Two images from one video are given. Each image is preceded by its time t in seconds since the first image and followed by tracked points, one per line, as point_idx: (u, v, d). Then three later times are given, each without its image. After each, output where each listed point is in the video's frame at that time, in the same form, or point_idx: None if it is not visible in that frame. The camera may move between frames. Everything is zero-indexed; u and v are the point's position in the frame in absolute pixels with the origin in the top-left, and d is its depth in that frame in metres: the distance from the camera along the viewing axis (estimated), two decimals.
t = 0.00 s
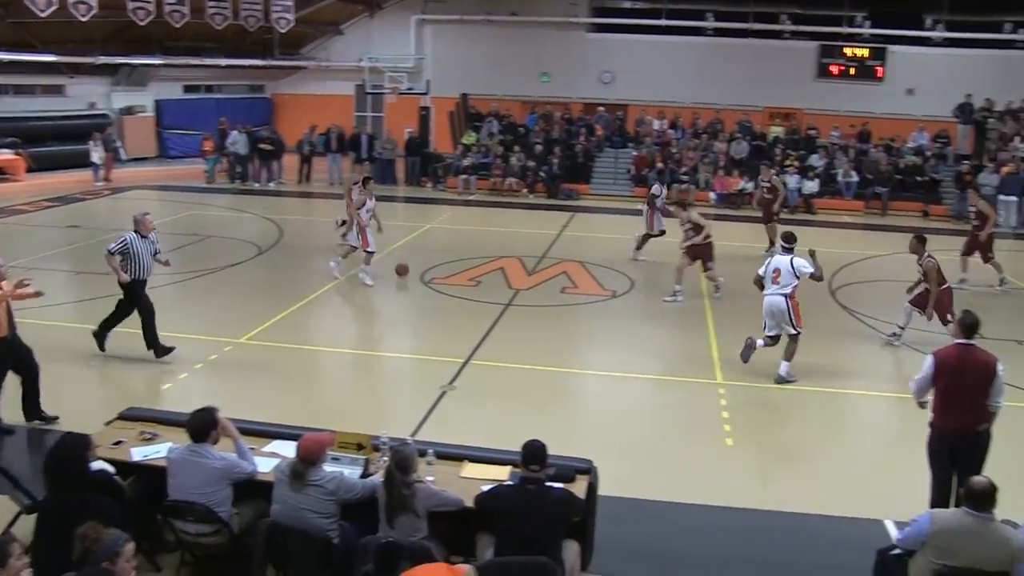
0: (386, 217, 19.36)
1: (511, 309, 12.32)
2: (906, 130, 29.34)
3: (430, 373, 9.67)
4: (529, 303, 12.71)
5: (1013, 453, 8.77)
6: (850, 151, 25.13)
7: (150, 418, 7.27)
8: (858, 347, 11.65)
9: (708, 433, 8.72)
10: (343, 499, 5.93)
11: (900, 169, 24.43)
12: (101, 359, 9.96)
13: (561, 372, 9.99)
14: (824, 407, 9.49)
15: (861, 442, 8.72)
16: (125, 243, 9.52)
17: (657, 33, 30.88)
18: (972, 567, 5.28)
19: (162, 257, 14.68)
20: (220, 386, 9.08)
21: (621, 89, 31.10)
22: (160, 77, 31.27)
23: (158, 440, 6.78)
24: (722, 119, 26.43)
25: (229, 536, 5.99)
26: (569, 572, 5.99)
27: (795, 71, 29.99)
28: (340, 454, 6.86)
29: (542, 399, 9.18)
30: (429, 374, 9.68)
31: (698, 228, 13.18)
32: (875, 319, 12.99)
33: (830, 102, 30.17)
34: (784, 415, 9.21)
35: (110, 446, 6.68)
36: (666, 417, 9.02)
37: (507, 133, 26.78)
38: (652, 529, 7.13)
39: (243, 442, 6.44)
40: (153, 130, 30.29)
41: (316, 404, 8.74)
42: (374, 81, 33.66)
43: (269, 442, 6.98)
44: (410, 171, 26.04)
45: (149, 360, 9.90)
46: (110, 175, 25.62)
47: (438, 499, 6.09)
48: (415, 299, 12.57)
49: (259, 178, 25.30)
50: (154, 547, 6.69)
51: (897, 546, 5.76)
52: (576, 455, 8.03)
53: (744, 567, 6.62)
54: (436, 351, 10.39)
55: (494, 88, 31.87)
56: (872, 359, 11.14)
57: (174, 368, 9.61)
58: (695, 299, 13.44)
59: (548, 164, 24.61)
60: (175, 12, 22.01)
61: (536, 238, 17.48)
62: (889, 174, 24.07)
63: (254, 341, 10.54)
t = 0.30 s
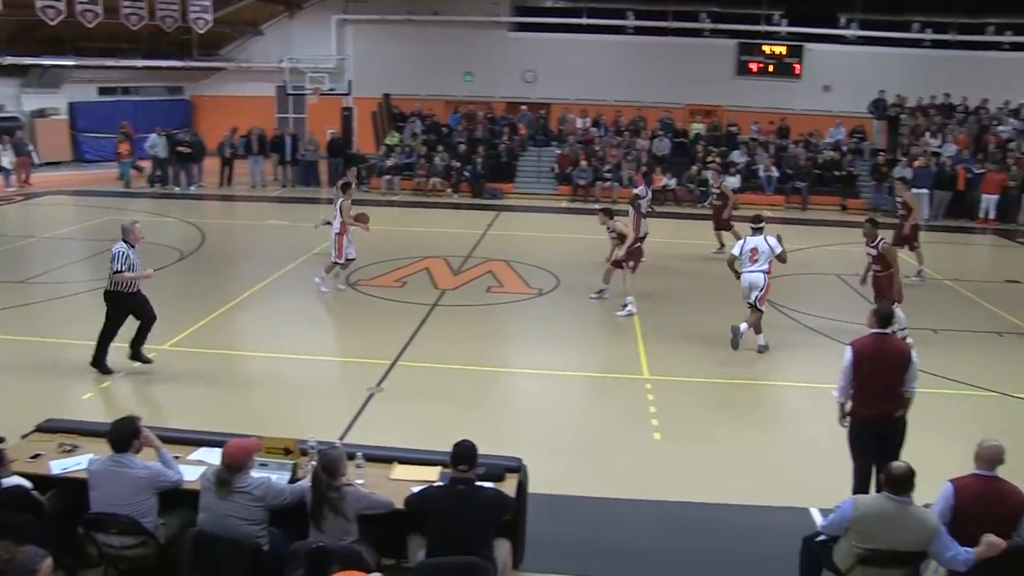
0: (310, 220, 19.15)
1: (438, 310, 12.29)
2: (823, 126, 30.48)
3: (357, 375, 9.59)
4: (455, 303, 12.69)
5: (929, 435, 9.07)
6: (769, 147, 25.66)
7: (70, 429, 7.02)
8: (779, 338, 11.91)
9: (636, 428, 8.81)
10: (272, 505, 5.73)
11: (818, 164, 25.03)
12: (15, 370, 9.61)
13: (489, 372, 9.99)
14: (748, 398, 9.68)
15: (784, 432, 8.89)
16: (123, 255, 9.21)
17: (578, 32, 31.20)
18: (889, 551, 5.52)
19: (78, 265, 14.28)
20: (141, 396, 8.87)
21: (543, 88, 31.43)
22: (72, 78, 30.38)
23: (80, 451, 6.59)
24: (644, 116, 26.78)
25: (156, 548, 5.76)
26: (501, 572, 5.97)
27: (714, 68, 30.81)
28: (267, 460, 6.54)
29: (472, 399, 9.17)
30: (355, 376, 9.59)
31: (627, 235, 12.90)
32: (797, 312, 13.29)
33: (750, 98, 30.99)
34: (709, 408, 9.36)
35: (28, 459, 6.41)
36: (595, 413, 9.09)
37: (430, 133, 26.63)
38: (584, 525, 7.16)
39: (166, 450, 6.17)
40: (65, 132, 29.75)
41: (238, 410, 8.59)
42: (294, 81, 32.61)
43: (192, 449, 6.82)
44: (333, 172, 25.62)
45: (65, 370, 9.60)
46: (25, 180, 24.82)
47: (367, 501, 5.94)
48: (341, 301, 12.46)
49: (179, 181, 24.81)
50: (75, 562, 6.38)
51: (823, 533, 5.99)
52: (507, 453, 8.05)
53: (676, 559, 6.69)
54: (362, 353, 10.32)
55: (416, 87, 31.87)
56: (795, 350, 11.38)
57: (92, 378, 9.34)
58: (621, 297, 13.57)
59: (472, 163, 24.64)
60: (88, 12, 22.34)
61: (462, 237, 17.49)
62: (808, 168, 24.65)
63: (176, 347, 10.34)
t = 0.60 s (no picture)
0: (245, 222, 18.93)
1: (375, 311, 12.25)
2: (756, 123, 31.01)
3: (296, 378, 9.52)
4: (392, 304, 12.65)
5: (864, 425, 9.27)
6: (703, 144, 25.94)
7: None
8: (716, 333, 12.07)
9: (578, 426, 8.84)
10: (212, 513, 5.60)
11: (751, 161, 25.47)
12: None
13: (429, 373, 9.96)
14: (688, 394, 9.78)
15: (724, 426, 9.01)
16: (123, 267, 8.73)
17: (512, 31, 31.29)
18: (826, 539, 5.66)
19: (5, 272, 13.90)
20: (74, 405, 8.67)
21: (477, 88, 31.56)
22: None
23: (9, 463, 6.32)
24: (578, 115, 27.09)
25: (91, 560, 5.48)
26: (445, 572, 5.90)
27: (647, 67, 31.19)
28: (205, 466, 6.32)
29: (413, 400, 9.14)
30: (294, 380, 9.52)
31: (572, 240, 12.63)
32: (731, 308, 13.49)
33: (683, 97, 31.53)
34: (648, 405, 9.44)
35: None
36: (538, 412, 9.10)
37: (365, 134, 26.40)
38: (529, 523, 7.13)
39: (100, 460, 5.96)
40: None
41: (173, 417, 8.47)
42: (227, 82, 32.50)
43: (126, 455, 6.64)
44: (267, 174, 25.49)
45: None
46: None
47: (307, 505, 5.82)
48: (279, 304, 12.35)
49: (110, 185, 24.30)
50: None
51: (760, 524, 6.07)
52: (448, 453, 8.03)
53: (622, 556, 6.70)
54: (300, 356, 10.25)
55: (350, 88, 31.77)
56: (731, 345, 11.56)
57: (24, 387, 9.11)
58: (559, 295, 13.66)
59: (408, 163, 24.57)
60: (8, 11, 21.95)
61: (399, 238, 17.42)
62: (741, 165, 25.04)
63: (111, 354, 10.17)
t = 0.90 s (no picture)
0: (189, 226, 18.69)
1: (323, 313, 12.19)
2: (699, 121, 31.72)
3: (244, 383, 9.42)
4: (340, 306, 12.60)
5: (809, 418, 9.43)
6: (649, 143, 26.32)
7: None
8: (663, 329, 12.20)
9: (528, 425, 8.88)
10: (160, 521, 5.37)
11: (698, 159, 25.76)
12: None
13: (379, 374, 9.93)
14: (637, 391, 9.87)
15: (673, 421, 9.11)
16: (136, 276, 8.55)
17: (458, 31, 31.32)
18: (775, 531, 5.76)
19: None
20: (12, 415, 8.47)
21: (424, 88, 31.57)
22: None
23: None
24: (525, 114, 27.14)
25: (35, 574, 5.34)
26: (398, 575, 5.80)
27: (592, 65, 31.42)
28: (152, 473, 6.08)
29: (364, 403, 9.09)
30: (242, 385, 9.42)
31: (538, 238, 12.63)
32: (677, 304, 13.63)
33: (629, 96, 31.84)
34: (597, 402, 9.51)
35: None
36: (489, 412, 9.12)
37: (311, 135, 26.18)
38: (482, 523, 7.12)
39: (42, 470, 5.79)
40: None
41: (116, 425, 8.32)
42: (169, 85, 32.11)
43: (68, 465, 6.48)
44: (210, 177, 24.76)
45: None
46: None
47: (256, 510, 5.70)
48: (226, 308, 12.21)
49: (52, 190, 23.76)
50: None
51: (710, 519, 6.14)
52: (399, 454, 8.03)
53: (576, 553, 6.72)
54: (247, 360, 10.14)
55: (296, 90, 31.62)
56: (679, 341, 11.69)
57: None
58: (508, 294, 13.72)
59: (355, 164, 24.45)
60: None
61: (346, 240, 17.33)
62: (687, 163, 25.25)
63: (53, 362, 9.97)
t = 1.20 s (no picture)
0: (136, 230, 18.41)
1: (275, 316, 12.10)
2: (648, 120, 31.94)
3: (195, 389, 9.33)
4: (293, 308, 12.52)
5: (759, 411, 9.57)
6: (599, 142, 26.57)
7: None
8: (616, 327, 12.30)
9: (481, 424, 8.90)
10: (111, 530, 5.22)
11: (646, 157, 26.02)
12: None
13: (331, 377, 9.87)
14: (590, 389, 9.93)
15: (626, 418, 9.19)
16: (162, 276, 8.39)
17: (406, 32, 31.22)
18: (729, 524, 5.85)
19: None
20: None
21: (373, 89, 31.38)
22: None
23: None
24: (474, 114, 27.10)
25: None
26: None
27: (541, 65, 31.56)
28: (102, 484, 5.90)
29: (318, 406, 9.03)
30: (193, 390, 9.32)
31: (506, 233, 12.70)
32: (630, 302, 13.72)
33: (578, 95, 32.02)
34: (551, 400, 9.56)
35: None
36: (443, 412, 9.11)
37: (259, 136, 25.95)
38: (437, 524, 7.11)
39: None
40: None
41: (62, 434, 8.18)
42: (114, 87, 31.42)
43: (11, 476, 6.34)
44: (159, 181, 24.68)
45: None
46: None
47: (210, 516, 5.64)
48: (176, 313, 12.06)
49: None
50: None
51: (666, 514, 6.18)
52: (353, 458, 7.99)
53: (531, 551, 6.74)
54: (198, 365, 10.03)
55: (243, 92, 31.22)
56: (631, 338, 11.81)
57: None
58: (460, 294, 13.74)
59: (304, 166, 24.26)
60: None
61: (296, 242, 17.17)
62: (636, 162, 25.76)
63: None
